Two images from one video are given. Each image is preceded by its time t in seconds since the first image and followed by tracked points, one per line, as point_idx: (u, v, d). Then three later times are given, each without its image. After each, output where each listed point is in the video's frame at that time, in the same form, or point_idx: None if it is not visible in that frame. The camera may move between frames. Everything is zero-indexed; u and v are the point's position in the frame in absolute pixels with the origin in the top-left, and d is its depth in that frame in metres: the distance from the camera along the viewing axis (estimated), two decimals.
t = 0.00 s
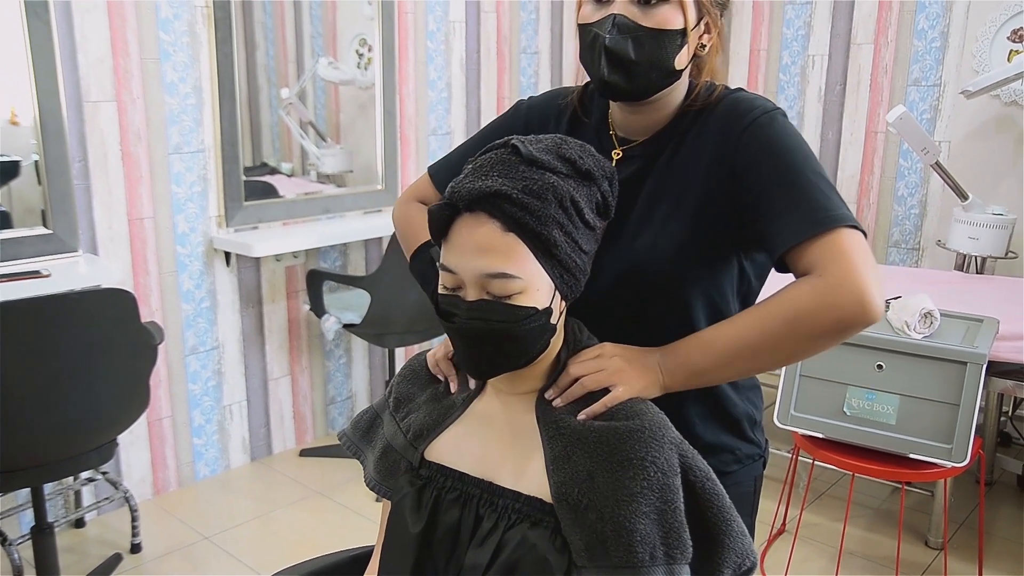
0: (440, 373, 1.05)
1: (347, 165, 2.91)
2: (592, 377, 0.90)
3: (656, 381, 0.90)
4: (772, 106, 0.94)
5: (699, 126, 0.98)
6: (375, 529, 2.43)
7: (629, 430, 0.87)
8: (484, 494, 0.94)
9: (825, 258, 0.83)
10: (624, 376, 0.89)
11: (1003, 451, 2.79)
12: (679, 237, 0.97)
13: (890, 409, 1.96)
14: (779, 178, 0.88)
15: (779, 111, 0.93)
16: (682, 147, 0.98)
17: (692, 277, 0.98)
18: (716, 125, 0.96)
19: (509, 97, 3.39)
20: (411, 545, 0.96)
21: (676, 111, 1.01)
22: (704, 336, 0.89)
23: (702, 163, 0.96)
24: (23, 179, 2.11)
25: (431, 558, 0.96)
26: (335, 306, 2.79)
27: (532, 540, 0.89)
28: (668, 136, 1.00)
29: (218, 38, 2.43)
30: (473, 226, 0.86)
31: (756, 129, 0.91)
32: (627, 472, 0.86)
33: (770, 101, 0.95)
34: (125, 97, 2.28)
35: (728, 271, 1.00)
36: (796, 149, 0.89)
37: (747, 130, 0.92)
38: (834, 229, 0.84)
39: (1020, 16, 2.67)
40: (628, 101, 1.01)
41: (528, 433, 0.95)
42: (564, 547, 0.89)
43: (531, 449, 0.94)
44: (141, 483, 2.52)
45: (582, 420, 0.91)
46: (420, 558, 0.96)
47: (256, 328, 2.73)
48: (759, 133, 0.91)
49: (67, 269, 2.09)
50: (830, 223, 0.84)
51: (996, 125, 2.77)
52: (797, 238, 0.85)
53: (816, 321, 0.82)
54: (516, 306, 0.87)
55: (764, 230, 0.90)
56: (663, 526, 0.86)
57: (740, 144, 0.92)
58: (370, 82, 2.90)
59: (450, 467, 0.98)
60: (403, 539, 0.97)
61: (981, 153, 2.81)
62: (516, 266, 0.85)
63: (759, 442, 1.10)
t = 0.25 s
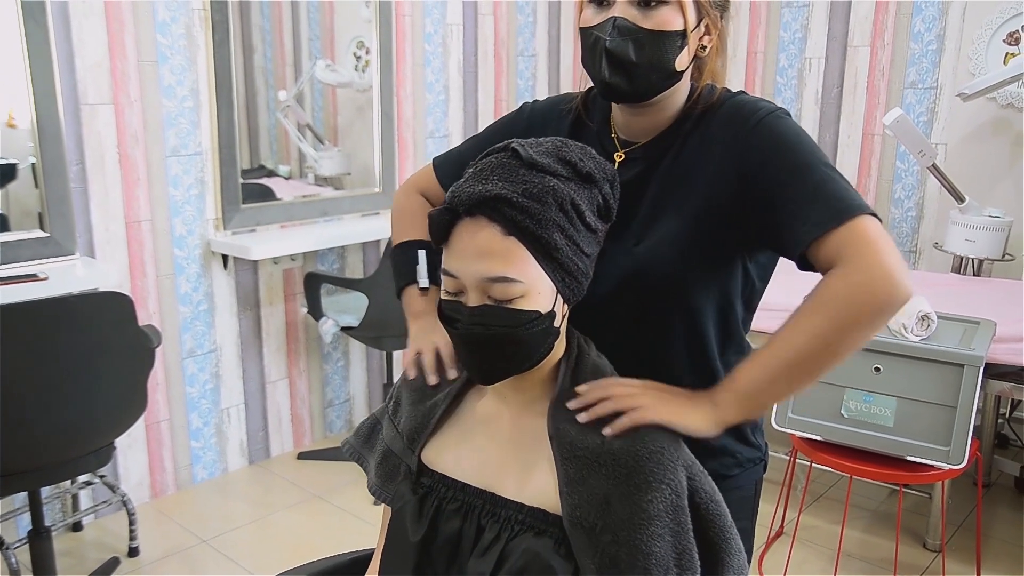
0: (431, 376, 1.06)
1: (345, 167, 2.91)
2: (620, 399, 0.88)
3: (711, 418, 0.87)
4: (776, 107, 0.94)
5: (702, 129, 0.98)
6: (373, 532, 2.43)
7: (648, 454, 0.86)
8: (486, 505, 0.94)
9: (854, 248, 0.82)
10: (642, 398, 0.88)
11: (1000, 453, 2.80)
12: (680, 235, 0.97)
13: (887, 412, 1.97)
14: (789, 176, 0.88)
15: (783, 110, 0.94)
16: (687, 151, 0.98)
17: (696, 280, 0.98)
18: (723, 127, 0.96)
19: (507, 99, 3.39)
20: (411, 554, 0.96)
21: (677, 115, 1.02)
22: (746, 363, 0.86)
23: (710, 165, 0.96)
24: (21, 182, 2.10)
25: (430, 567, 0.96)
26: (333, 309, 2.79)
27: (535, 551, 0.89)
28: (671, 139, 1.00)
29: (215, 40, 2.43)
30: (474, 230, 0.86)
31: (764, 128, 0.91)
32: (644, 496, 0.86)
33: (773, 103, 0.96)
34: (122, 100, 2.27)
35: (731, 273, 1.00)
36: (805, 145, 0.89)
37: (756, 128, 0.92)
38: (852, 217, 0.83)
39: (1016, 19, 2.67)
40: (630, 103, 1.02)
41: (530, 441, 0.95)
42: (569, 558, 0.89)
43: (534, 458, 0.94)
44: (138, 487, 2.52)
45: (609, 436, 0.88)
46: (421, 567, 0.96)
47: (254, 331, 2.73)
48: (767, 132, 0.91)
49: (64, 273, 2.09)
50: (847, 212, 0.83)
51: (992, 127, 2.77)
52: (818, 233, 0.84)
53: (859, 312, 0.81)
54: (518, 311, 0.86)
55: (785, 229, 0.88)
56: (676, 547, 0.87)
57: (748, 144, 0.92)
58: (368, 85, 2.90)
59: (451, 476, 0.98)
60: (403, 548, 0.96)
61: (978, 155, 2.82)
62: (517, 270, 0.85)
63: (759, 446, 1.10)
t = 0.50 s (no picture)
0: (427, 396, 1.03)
1: (343, 168, 2.91)
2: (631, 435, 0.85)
3: (726, 433, 0.83)
4: (769, 109, 0.95)
5: (694, 133, 0.98)
6: (371, 533, 2.43)
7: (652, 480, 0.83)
8: (485, 511, 0.94)
9: (857, 244, 0.81)
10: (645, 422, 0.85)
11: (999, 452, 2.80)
12: (671, 239, 0.96)
13: (886, 411, 1.97)
14: (785, 176, 0.88)
15: (776, 112, 0.94)
16: (681, 155, 0.98)
17: (691, 282, 0.98)
18: (716, 128, 0.96)
19: (505, 100, 3.39)
20: (409, 560, 0.96)
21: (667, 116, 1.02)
22: (755, 372, 0.83)
23: (705, 167, 0.96)
24: (18, 183, 2.10)
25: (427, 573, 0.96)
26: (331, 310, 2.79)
27: (535, 558, 0.89)
28: (662, 142, 1.00)
29: (213, 42, 2.43)
30: (478, 225, 0.86)
31: (760, 128, 0.92)
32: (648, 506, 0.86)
33: (765, 105, 0.96)
34: (120, 101, 2.27)
35: (726, 276, 0.99)
36: (799, 146, 0.89)
37: (749, 129, 0.92)
38: (853, 211, 0.82)
39: (1013, 19, 2.68)
40: (617, 105, 1.02)
41: (530, 444, 0.95)
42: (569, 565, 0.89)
43: (533, 460, 0.94)
44: (136, 488, 2.52)
45: (609, 489, 0.87)
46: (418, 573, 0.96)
47: (252, 332, 2.73)
48: (763, 133, 0.91)
49: (62, 274, 2.09)
50: (849, 206, 0.82)
51: (990, 127, 2.78)
52: (818, 230, 0.83)
53: (870, 306, 0.79)
54: (519, 309, 0.86)
55: (789, 229, 0.87)
56: (681, 555, 0.86)
57: (743, 145, 0.92)
58: (365, 86, 2.90)
59: (449, 482, 0.98)
60: (401, 554, 0.96)
61: (975, 155, 2.82)
62: (519, 268, 0.85)
63: (758, 448, 1.10)
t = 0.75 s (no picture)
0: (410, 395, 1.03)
1: (337, 168, 2.91)
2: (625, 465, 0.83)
3: (707, 445, 0.83)
4: (753, 116, 0.94)
5: (677, 140, 0.98)
6: (366, 534, 2.43)
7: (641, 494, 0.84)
8: (473, 520, 0.94)
9: (844, 258, 0.80)
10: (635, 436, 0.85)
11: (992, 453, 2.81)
12: (657, 249, 0.97)
13: (880, 412, 1.97)
14: (768, 186, 0.87)
15: (760, 119, 0.93)
16: (665, 164, 0.98)
17: (676, 291, 0.98)
18: (701, 135, 0.96)
19: (500, 100, 3.39)
20: (396, 571, 0.95)
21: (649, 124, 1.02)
22: (738, 386, 0.83)
23: (690, 175, 0.95)
24: (12, 183, 2.09)
25: None
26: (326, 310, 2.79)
27: (524, 569, 0.89)
28: (646, 149, 1.00)
29: (208, 41, 2.43)
30: (476, 222, 0.86)
31: (743, 136, 0.91)
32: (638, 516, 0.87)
33: (748, 111, 0.95)
34: (114, 101, 2.27)
35: (712, 284, 1.00)
36: (781, 156, 0.88)
37: (732, 138, 0.92)
38: (840, 225, 0.81)
39: (1007, 21, 2.69)
40: (598, 113, 1.02)
41: (520, 449, 0.95)
42: None
43: (525, 464, 0.94)
44: (130, 489, 2.51)
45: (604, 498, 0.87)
46: None
47: (246, 333, 2.72)
48: (746, 141, 0.91)
49: (55, 274, 2.08)
50: (835, 219, 0.81)
51: (984, 128, 2.78)
52: (803, 243, 0.83)
53: (855, 324, 0.79)
54: (511, 309, 0.86)
55: (773, 241, 0.87)
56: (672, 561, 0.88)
57: (726, 154, 0.92)
58: (361, 86, 2.90)
59: (437, 489, 0.98)
60: (387, 564, 0.96)
61: (969, 157, 2.83)
62: (515, 267, 0.85)
63: (755, 451, 1.10)
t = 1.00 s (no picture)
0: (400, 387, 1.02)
1: (336, 169, 2.91)
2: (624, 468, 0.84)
3: (706, 448, 0.83)
4: (759, 120, 0.94)
5: (681, 144, 0.98)
6: (365, 535, 2.43)
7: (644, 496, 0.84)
8: (472, 521, 0.94)
9: (846, 263, 0.80)
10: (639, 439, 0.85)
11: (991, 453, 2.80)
12: (664, 251, 0.97)
13: (879, 412, 1.97)
14: (773, 190, 0.87)
15: (766, 124, 0.93)
16: (670, 167, 0.98)
17: (681, 296, 0.97)
18: (707, 139, 0.96)
19: (498, 101, 3.39)
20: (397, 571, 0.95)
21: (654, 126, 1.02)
22: (737, 388, 0.83)
23: (696, 179, 0.95)
24: (10, 184, 2.09)
25: None
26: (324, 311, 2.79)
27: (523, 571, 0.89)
28: (651, 153, 1.00)
29: (205, 42, 2.42)
30: (475, 224, 0.86)
31: (749, 140, 0.91)
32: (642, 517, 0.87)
33: (755, 116, 0.95)
34: (112, 103, 2.27)
35: (719, 287, 0.99)
36: (785, 160, 0.88)
37: (737, 142, 0.92)
38: (843, 230, 0.81)
39: (1005, 20, 2.69)
40: (603, 116, 1.03)
41: (518, 450, 0.94)
42: None
43: (525, 465, 0.93)
44: (129, 490, 2.51)
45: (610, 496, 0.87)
46: None
47: (245, 334, 2.72)
48: (752, 145, 0.90)
49: (53, 276, 2.08)
50: (838, 224, 0.81)
51: (983, 127, 2.78)
52: (806, 247, 0.83)
53: (855, 330, 0.78)
54: (509, 312, 0.86)
55: (778, 246, 0.87)
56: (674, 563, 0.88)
57: (732, 158, 0.92)
58: (359, 87, 2.90)
59: (434, 489, 0.98)
60: (387, 563, 0.96)
61: (967, 156, 2.83)
62: (513, 269, 0.85)
63: (757, 453, 1.09)
